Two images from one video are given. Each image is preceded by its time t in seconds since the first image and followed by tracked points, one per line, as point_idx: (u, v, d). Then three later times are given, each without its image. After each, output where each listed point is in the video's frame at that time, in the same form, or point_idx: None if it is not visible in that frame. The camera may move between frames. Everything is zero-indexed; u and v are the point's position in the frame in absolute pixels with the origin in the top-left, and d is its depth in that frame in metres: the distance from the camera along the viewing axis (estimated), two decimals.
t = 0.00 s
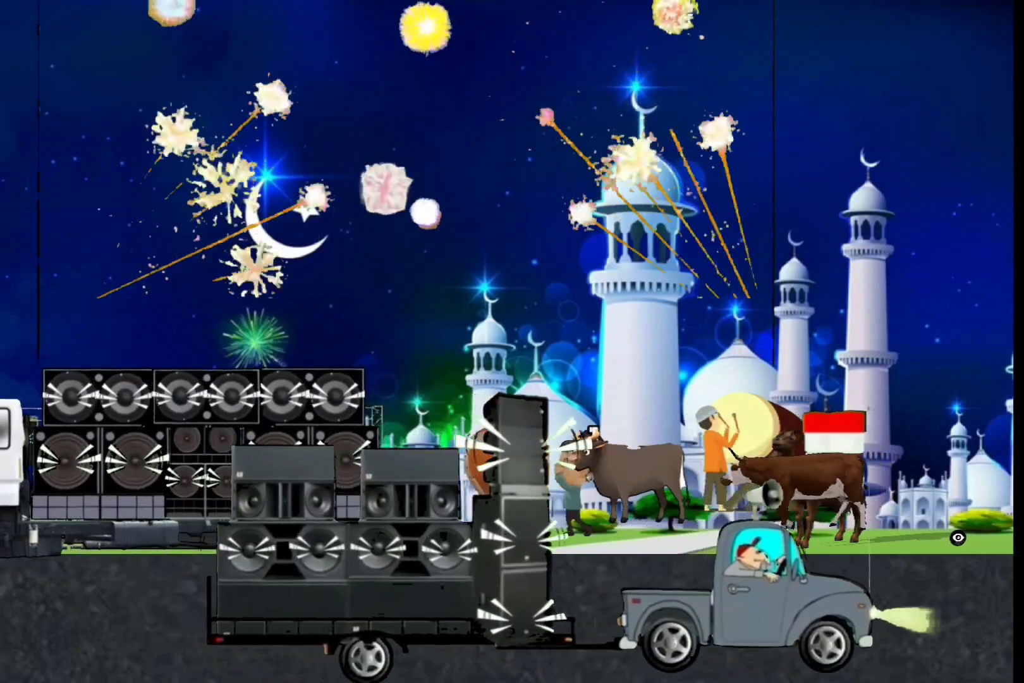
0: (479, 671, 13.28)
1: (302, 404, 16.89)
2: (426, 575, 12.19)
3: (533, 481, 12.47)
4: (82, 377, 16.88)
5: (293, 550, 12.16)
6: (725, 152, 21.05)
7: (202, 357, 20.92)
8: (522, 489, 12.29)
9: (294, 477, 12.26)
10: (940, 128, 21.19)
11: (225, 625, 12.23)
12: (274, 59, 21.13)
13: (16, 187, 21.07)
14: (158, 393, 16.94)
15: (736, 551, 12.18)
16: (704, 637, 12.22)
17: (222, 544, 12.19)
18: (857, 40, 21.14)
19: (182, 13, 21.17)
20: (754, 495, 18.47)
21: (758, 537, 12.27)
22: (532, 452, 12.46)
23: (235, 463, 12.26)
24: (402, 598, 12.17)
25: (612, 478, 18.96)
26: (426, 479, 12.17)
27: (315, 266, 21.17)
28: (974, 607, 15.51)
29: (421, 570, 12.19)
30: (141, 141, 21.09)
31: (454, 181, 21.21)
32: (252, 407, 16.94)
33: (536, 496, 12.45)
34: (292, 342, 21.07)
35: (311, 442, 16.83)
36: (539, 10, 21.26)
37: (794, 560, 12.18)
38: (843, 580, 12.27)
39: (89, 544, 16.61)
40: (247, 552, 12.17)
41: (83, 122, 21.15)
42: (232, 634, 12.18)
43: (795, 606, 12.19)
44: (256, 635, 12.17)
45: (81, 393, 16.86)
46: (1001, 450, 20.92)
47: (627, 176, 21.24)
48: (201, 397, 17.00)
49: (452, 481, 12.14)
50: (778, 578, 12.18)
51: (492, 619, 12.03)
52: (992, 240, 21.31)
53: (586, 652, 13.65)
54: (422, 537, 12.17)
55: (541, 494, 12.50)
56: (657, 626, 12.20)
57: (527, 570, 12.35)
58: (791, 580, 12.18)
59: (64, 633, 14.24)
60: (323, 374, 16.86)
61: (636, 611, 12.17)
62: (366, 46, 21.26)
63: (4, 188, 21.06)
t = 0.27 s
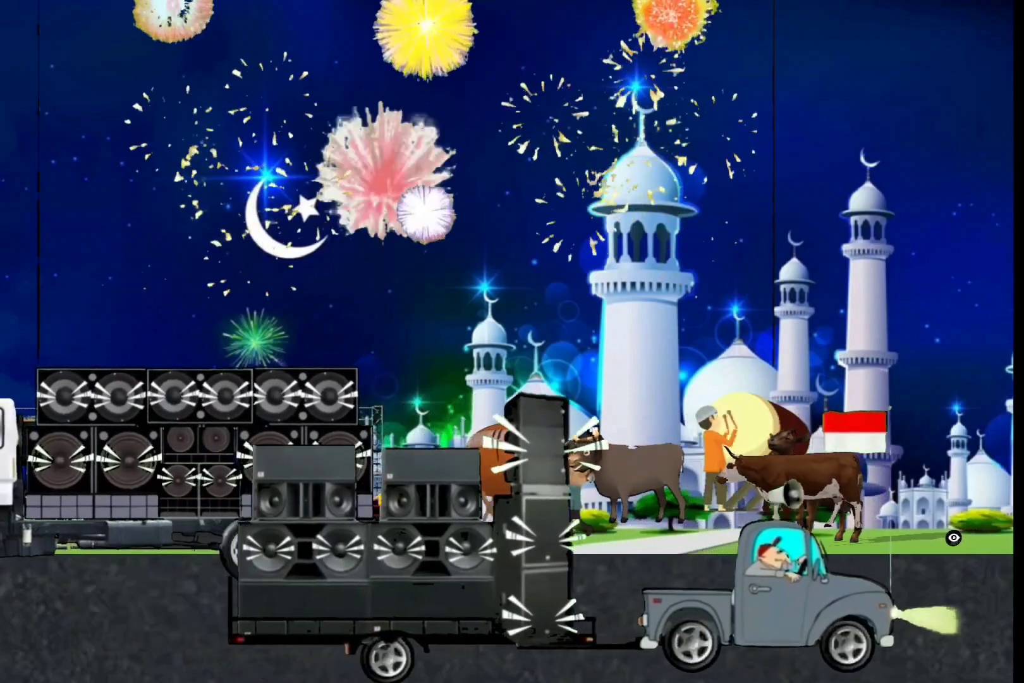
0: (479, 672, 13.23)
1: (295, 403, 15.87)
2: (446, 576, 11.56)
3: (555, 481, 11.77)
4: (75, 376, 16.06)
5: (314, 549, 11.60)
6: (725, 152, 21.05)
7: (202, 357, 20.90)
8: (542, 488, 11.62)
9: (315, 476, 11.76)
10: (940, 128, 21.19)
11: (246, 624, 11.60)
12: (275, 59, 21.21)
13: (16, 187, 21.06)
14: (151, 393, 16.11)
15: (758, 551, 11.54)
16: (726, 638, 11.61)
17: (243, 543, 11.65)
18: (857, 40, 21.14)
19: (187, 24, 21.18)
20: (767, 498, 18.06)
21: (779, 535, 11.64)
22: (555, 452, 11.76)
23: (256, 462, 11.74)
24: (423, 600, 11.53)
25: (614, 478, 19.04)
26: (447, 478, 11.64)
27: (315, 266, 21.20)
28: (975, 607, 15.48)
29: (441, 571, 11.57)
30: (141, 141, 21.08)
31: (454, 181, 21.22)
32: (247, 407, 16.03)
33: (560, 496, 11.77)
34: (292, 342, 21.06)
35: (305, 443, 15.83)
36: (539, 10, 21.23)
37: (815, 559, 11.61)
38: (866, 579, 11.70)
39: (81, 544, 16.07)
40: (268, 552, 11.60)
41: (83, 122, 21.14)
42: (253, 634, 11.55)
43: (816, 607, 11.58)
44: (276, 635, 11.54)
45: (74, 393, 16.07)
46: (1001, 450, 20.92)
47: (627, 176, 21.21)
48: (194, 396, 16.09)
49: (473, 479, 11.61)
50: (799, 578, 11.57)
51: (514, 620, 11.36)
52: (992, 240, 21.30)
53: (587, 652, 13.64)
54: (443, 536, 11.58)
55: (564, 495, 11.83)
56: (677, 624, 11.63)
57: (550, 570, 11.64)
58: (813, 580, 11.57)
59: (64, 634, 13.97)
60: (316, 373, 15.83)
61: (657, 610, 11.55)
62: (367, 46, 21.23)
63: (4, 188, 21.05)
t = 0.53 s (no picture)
0: (480, 672, 13.19)
1: (289, 402, 15.29)
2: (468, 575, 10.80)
3: (574, 481, 10.96)
4: (69, 375, 15.27)
5: (335, 549, 10.82)
6: (725, 152, 21.05)
7: (202, 357, 20.91)
8: (564, 489, 10.82)
9: (338, 475, 10.96)
10: (940, 128, 21.19)
11: (266, 625, 10.80)
12: (274, 58, 21.07)
13: (16, 187, 21.05)
14: (145, 392, 15.32)
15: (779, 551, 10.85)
16: (747, 638, 10.91)
17: (263, 540, 10.83)
18: (857, 40, 21.14)
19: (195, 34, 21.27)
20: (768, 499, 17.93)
21: (800, 535, 10.92)
22: (576, 451, 10.97)
23: (275, 460, 10.94)
24: (445, 600, 10.79)
25: (615, 482, 18.96)
26: (470, 477, 10.80)
27: (315, 266, 21.24)
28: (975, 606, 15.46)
29: (463, 570, 10.80)
30: (141, 141, 21.08)
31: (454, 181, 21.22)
32: (240, 406, 15.34)
33: (582, 496, 10.99)
34: (292, 342, 21.07)
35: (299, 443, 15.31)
36: (539, 10, 21.26)
37: (836, 558, 10.87)
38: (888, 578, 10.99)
39: (76, 545, 15.37)
40: (289, 552, 10.82)
41: (83, 122, 21.13)
42: (273, 634, 10.76)
43: (837, 606, 10.89)
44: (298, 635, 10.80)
45: (68, 392, 15.25)
46: (1001, 450, 20.90)
47: (626, 174, 21.08)
48: (187, 396, 15.33)
49: (495, 478, 10.77)
50: (821, 578, 10.85)
51: (535, 620, 10.64)
52: (992, 240, 21.29)
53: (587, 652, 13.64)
54: (465, 536, 10.79)
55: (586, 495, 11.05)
56: (700, 626, 10.84)
57: (573, 570, 10.87)
58: (834, 580, 10.87)
59: (64, 633, 14.03)
60: (310, 372, 15.31)
61: (677, 611, 10.85)
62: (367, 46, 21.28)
63: (4, 188, 21.04)
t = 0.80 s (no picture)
0: (479, 672, 13.24)
1: (283, 401, 15.64)
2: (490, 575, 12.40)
3: (595, 481, 12.54)
4: (63, 375, 15.73)
5: (357, 549, 12.52)
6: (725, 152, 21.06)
7: (202, 357, 20.92)
8: (583, 488, 12.38)
9: (359, 476, 12.65)
10: (940, 128, 21.21)
11: (287, 625, 12.47)
12: (275, 59, 21.15)
13: (16, 187, 21.04)
14: (138, 391, 15.69)
15: (800, 551, 12.19)
16: (767, 637, 12.28)
17: (286, 543, 12.50)
18: (856, 40, 21.14)
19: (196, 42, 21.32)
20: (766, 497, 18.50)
21: (821, 535, 12.28)
22: (595, 452, 12.53)
23: (300, 462, 12.66)
24: (464, 599, 12.41)
25: (613, 484, 18.92)
26: (489, 477, 12.39)
27: (315, 266, 21.17)
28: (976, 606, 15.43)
29: (483, 571, 12.41)
30: (141, 141, 21.11)
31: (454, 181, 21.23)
32: (233, 406, 15.68)
33: (601, 496, 12.58)
34: (292, 342, 21.07)
35: (291, 443, 15.60)
36: (539, 10, 21.32)
37: (857, 559, 12.26)
38: (910, 581, 12.21)
39: (69, 543, 15.98)
40: (310, 552, 12.48)
41: (83, 122, 21.14)
42: (296, 633, 12.41)
43: (858, 606, 12.22)
44: (319, 634, 12.47)
45: (62, 392, 15.74)
46: (1000, 450, 20.94)
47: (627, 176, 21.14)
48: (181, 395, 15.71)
49: (514, 479, 12.36)
50: (841, 577, 12.24)
51: (555, 619, 12.17)
52: (993, 240, 21.28)
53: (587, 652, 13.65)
54: (485, 536, 12.39)
55: (604, 494, 12.64)
56: (719, 624, 12.34)
57: (592, 569, 12.46)
58: (854, 579, 12.25)
59: (64, 634, 13.96)
60: (303, 373, 15.56)
61: (699, 610, 12.30)
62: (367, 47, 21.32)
63: (4, 188, 21.03)
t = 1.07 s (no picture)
0: (480, 672, 13.19)
1: (277, 401, 14.91)
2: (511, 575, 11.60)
3: (617, 481, 11.73)
4: (56, 375, 15.06)
5: (377, 549, 11.64)
6: (726, 152, 21.03)
7: (202, 357, 20.86)
8: (605, 488, 11.58)
9: (380, 475, 11.81)
10: (941, 128, 21.21)
11: (308, 625, 11.59)
12: (275, 59, 21.11)
13: (16, 187, 20.96)
14: (132, 391, 15.01)
15: (820, 552, 11.56)
16: (789, 637, 11.57)
17: (306, 544, 11.62)
18: (857, 40, 21.13)
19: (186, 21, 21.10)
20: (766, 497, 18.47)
21: (842, 534, 11.65)
22: (615, 451, 11.76)
23: (321, 462, 11.84)
24: (485, 599, 11.57)
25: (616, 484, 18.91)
26: (510, 478, 11.58)
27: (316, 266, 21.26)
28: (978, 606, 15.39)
29: (505, 570, 11.60)
30: (142, 141, 21.07)
31: (455, 179, 21.17)
32: (228, 405, 14.97)
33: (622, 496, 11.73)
34: (292, 342, 21.03)
35: (285, 443, 14.91)
36: (539, 10, 21.34)
37: (879, 559, 11.59)
38: (931, 581, 11.52)
39: (63, 543, 15.32)
40: (331, 552, 11.62)
41: (83, 122, 21.06)
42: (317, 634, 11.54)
43: (880, 607, 11.57)
44: (340, 634, 11.55)
45: (56, 391, 15.04)
46: (1001, 450, 21.03)
47: (627, 176, 21.34)
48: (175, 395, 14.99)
49: (536, 479, 11.55)
50: (862, 577, 11.59)
51: (576, 620, 11.34)
52: (992, 240, 21.29)
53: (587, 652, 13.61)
54: (506, 536, 11.57)
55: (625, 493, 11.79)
56: (741, 626, 11.60)
57: (612, 569, 11.60)
58: (876, 579, 11.59)
59: (64, 634, 14.02)
60: (297, 371, 14.88)
61: (719, 610, 11.56)
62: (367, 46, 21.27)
63: (3, 188, 20.95)
